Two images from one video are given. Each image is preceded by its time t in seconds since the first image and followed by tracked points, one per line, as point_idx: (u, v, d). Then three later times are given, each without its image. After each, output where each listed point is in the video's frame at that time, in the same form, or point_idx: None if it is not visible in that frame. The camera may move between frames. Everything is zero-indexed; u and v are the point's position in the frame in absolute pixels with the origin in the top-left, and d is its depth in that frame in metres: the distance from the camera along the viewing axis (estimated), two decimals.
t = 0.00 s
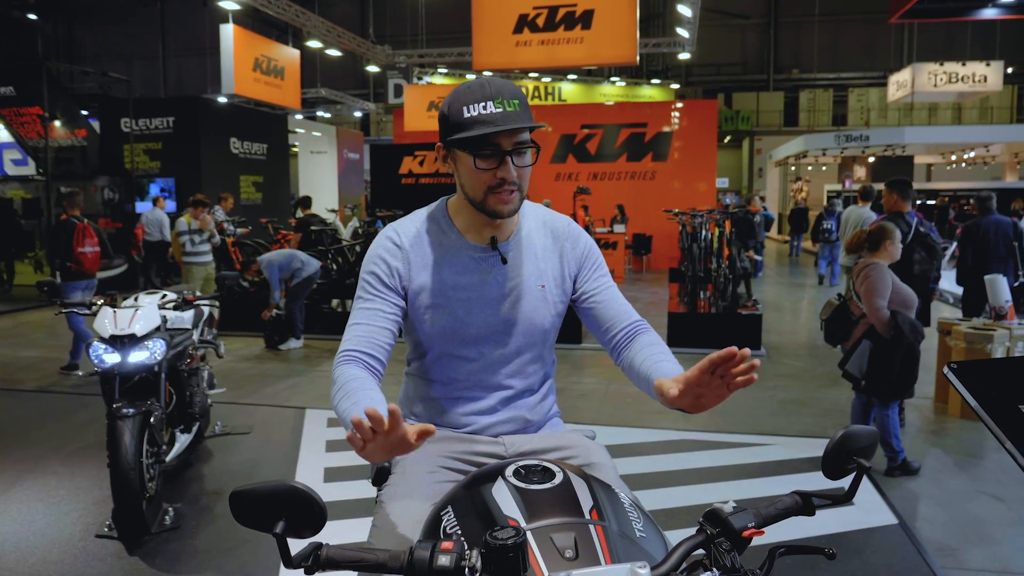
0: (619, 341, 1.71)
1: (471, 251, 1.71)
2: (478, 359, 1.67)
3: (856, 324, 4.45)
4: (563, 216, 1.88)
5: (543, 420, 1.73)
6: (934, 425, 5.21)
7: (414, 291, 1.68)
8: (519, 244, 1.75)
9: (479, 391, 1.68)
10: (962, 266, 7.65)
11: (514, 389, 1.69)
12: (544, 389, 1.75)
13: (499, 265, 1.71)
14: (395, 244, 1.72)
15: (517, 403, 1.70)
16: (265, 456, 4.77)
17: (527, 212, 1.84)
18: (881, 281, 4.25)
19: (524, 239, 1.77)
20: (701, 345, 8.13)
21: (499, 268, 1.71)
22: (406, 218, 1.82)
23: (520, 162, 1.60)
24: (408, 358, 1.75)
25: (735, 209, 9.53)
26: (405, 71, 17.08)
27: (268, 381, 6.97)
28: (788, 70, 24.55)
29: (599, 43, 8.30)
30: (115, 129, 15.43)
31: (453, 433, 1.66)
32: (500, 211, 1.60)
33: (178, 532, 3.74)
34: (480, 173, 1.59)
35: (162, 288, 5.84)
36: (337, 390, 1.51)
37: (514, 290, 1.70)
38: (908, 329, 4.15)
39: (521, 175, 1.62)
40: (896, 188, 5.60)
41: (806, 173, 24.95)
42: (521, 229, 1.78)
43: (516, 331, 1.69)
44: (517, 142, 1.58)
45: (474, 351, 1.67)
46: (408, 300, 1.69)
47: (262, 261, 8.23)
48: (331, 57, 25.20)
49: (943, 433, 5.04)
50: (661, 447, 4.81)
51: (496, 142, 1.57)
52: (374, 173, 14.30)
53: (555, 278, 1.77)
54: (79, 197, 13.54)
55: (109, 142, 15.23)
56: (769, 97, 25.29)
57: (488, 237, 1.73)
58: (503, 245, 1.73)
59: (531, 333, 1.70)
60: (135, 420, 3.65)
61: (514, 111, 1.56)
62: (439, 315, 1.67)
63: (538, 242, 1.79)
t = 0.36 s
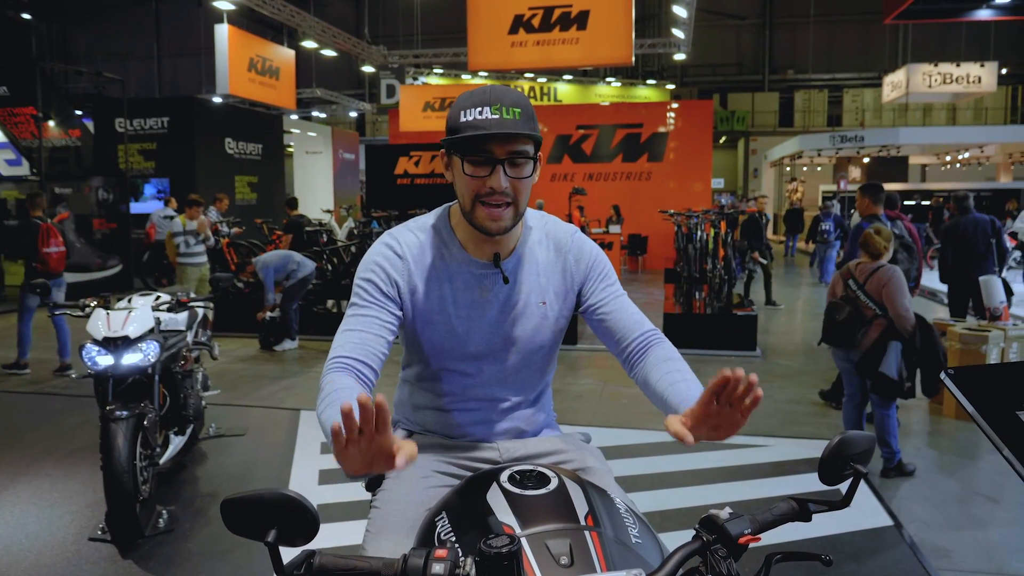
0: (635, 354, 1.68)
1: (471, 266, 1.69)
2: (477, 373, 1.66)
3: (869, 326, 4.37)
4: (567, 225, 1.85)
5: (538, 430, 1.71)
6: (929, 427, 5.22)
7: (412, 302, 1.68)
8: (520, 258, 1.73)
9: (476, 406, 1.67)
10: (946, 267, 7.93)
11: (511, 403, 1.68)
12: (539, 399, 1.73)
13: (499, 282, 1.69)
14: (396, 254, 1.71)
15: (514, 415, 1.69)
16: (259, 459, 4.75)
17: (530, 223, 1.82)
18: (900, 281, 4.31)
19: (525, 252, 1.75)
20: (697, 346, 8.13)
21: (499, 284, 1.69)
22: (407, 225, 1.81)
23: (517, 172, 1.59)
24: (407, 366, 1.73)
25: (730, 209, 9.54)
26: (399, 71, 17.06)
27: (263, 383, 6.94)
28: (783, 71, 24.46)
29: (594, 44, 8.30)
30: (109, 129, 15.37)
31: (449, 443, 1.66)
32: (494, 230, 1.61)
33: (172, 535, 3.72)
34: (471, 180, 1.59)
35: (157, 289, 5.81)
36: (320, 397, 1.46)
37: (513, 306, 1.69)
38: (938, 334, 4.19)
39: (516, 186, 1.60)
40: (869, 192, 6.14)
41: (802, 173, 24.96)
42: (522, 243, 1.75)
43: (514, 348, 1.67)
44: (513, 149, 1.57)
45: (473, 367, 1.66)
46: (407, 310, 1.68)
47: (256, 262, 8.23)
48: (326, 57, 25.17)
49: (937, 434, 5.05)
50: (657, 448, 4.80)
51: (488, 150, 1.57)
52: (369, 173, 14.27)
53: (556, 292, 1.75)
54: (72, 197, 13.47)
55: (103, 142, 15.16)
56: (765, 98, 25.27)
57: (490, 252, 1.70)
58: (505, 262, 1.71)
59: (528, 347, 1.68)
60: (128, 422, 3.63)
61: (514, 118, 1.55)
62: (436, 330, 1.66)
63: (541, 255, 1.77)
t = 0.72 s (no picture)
0: (635, 379, 1.60)
1: (474, 277, 1.65)
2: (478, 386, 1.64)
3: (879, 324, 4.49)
4: (573, 233, 1.80)
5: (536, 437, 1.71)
6: (925, 427, 5.23)
7: (415, 310, 1.64)
8: (524, 268, 1.69)
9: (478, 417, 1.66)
10: (934, 266, 7.95)
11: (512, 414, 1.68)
12: (537, 406, 1.73)
13: (504, 294, 1.65)
14: (399, 263, 1.66)
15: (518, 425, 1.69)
16: (256, 460, 4.74)
17: (536, 232, 1.77)
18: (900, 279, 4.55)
19: (530, 261, 1.70)
20: (693, 346, 8.15)
21: (503, 297, 1.65)
22: (409, 230, 1.76)
23: (522, 168, 1.58)
24: (410, 374, 1.70)
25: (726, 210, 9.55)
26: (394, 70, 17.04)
27: (259, 383, 6.92)
28: (778, 71, 24.57)
29: (590, 45, 8.30)
30: (104, 129, 15.32)
31: (448, 455, 1.65)
32: (499, 226, 1.58)
33: (168, 537, 3.71)
34: (476, 177, 1.58)
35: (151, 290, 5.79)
36: (325, 420, 1.45)
37: (516, 318, 1.66)
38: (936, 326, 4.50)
39: (522, 182, 1.59)
40: (845, 190, 6.26)
41: (797, 174, 24.99)
42: (527, 252, 1.71)
43: (516, 362, 1.65)
44: (518, 143, 1.57)
45: (475, 381, 1.64)
46: (409, 319, 1.64)
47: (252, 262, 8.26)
48: (323, 57, 25.15)
49: (933, 435, 5.06)
50: (653, 449, 4.80)
51: (493, 142, 1.57)
52: (365, 173, 14.26)
53: (560, 302, 1.72)
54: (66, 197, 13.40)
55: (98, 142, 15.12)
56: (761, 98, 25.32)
57: (494, 262, 1.66)
58: (510, 274, 1.67)
59: (531, 359, 1.66)
60: (123, 424, 3.61)
61: (520, 114, 1.55)
62: (440, 341, 1.63)
63: (546, 266, 1.73)
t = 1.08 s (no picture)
0: (630, 371, 1.59)
1: (469, 270, 1.66)
2: (473, 379, 1.64)
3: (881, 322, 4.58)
4: (564, 227, 1.81)
5: (533, 437, 1.70)
6: (923, 428, 5.24)
7: (411, 304, 1.64)
8: (518, 262, 1.70)
9: (473, 413, 1.66)
10: (929, 265, 7.94)
11: (508, 410, 1.67)
12: (535, 405, 1.72)
13: (498, 287, 1.66)
14: (395, 255, 1.67)
15: (515, 423, 1.68)
16: (252, 462, 4.72)
17: (527, 225, 1.78)
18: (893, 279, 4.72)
19: (523, 255, 1.71)
20: (690, 346, 8.15)
21: (497, 290, 1.66)
22: (404, 228, 1.76)
23: (513, 160, 1.59)
24: (406, 371, 1.70)
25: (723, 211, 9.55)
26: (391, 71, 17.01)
27: (256, 384, 6.90)
28: (775, 72, 24.63)
29: (588, 45, 8.30)
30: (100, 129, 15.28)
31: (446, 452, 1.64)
32: (493, 216, 1.59)
33: (164, 540, 3.69)
34: (469, 171, 1.59)
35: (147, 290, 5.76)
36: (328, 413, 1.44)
37: (512, 311, 1.66)
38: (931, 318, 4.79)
39: (515, 176, 1.60)
40: (821, 192, 6.18)
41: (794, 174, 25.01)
42: (520, 245, 1.72)
43: (511, 353, 1.65)
44: (508, 136, 1.59)
45: (470, 374, 1.64)
46: (407, 312, 1.64)
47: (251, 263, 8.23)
48: (319, 58, 25.14)
49: (929, 436, 5.06)
50: (650, 450, 4.80)
51: (484, 135, 1.58)
52: (362, 173, 14.25)
53: (554, 296, 1.72)
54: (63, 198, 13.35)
55: (95, 143, 15.08)
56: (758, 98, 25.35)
57: (489, 255, 1.67)
58: (504, 267, 1.68)
59: (527, 352, 1.66)
60: (119, 426, 3.60)
61: (510, 108, 1.56)
62: (436, 335, 1.63)
63: (538, 258, 1.73)
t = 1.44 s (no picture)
0: (610, 364, 1.64)
1: (461, 261, 1.69)
2: (465, 371, 1.64)
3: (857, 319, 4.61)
4: (555, 225, 1.83)
5: (529, 435, 1.69)
6: (919, 428, 5.24)
7: (401, 296, 1.65)
8: (508, 255, 1.72)
9: (465, 408, 1.65)
10: (925, 262, 7.94)
11: (501, 405, 1.66)
12: (531, 402, 1.72)
13: (489, 277, 1.68)
14: (386, 249, 1.69)
15: (508, 419, 1.67)
16: (249, 463, 4.71)
17: (518, 219, 1.80)
18: (878, 276, 4.62)
19: (512, 248, 1.73)
20: (688, 347, 8.15)
21: (488, 280, 1.68)
22: (396, 224, 1.79)
23: (501, 149, 1.60)
24: (398, 368, 1.71)
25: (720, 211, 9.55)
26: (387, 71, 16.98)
27: (252, 385, 6.88)
28: (772, 72, 24.62)
29: (585, 45, 8.29)
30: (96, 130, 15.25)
31: (439, 450, 1.63)
32: (482, 205, 1.59)
33: (160, 541, 3.68)
34: (459, 159, 1.59)
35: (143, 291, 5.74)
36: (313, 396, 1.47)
37: (502, 302, 1.67)
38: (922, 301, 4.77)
39: (503, 163, 1.61)
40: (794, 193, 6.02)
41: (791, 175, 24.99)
42: (510, 238, 1.75)
43: (500, 340, 1.65)
44: (496, 126, 1.59)
45: (461, 366, 1.64)
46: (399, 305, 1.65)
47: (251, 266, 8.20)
48: (316, 58, 25.10)
49: (926, 436, 5.07)
50: (646, 451, 4.80)
51: (472, 126, 1.58)
52: (359, 174, 14.22)
53: (544, 289, 1.73)
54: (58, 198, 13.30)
55: (91, 143, 15.04)
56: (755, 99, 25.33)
57: (479, 246, 1.70)
58: (494, 258, 1.70)
59: (519, 343, 1.66)
60: (115, 428, 3.59)
61: (497, 99, 1.56)
62: (428, 327, 1.64)
63: (530, 252, 1.75)
